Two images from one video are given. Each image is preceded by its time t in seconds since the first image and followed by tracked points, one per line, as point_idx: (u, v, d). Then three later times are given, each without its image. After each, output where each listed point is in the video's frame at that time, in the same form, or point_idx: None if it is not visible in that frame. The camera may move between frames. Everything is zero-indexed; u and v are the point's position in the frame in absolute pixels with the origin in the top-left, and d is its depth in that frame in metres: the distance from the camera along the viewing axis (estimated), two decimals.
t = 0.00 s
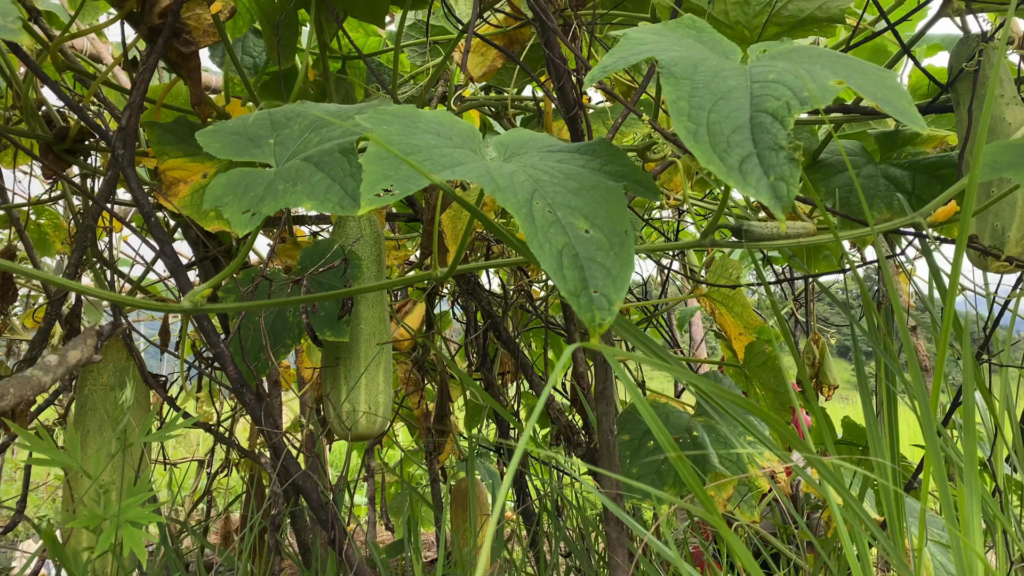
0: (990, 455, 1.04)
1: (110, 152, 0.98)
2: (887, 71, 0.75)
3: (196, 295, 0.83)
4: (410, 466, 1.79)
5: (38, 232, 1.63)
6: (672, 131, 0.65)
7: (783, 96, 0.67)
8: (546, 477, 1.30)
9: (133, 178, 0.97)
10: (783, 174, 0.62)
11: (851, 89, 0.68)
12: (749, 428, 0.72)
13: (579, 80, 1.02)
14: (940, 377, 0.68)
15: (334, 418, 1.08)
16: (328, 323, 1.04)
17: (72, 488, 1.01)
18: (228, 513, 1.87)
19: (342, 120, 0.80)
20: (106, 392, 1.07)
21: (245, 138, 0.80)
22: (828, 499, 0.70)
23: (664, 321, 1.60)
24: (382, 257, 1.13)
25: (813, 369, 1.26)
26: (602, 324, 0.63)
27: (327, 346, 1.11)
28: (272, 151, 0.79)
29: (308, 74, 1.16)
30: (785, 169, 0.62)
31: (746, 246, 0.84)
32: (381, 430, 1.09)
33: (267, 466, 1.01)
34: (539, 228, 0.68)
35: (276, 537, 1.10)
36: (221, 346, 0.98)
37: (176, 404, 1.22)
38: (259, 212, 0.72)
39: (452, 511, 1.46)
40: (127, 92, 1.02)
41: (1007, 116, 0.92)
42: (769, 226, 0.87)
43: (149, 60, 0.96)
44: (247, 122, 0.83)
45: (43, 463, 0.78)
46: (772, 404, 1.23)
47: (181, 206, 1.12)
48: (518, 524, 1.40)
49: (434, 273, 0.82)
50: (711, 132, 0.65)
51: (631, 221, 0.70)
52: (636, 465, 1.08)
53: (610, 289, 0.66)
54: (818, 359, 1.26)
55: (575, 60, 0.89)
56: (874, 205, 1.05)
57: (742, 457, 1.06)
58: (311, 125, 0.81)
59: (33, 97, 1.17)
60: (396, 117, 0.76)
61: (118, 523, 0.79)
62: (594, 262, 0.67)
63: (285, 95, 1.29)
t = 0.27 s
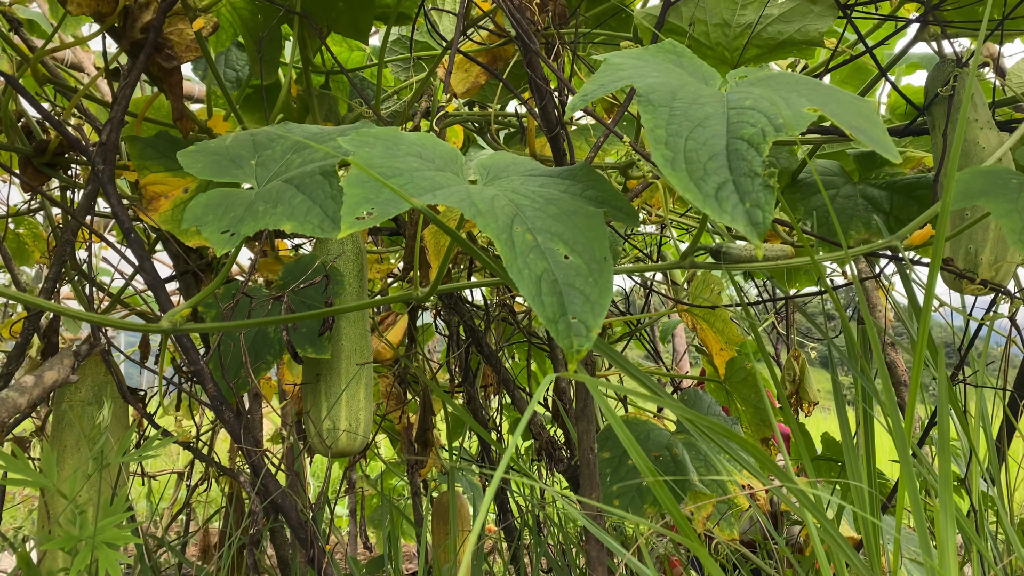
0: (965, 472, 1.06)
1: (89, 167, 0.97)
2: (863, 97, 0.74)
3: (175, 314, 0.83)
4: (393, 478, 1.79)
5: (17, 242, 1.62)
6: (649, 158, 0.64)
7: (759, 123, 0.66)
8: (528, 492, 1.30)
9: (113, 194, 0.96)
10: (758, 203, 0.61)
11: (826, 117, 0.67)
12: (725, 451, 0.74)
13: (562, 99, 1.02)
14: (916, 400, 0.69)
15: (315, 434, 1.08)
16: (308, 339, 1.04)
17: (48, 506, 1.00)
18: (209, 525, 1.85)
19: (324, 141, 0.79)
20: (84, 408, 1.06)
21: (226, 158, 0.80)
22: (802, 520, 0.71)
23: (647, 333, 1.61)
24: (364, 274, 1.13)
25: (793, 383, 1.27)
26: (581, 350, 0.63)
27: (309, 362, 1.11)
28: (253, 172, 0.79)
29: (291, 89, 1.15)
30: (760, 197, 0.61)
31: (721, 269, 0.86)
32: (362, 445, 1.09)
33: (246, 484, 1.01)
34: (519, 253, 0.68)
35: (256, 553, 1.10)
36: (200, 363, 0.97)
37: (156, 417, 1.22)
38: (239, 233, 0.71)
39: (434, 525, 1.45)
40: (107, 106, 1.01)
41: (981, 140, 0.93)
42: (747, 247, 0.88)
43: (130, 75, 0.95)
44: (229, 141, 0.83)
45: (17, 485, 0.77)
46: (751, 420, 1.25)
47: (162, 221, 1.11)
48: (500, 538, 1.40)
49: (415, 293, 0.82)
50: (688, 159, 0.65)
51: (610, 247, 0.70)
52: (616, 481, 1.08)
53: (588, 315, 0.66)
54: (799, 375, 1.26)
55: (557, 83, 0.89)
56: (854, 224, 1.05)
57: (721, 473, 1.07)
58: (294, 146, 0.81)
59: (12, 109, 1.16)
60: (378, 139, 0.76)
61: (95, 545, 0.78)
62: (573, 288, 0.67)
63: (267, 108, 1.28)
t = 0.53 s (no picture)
0: (940, 491, 1.07)
1: (67, 183, 0.95)
2: (836, 124, 0.75)
3: (152, 333, 0.82)
4: (374, 490, 1.78)
5: None
6: (625, 185, 0.65)
7: (733, 151, 0.67)
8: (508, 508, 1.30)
9: (92, 211, 0.94)
10: (732, 229, 0.61)
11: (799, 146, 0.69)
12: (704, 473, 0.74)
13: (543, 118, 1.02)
14: (888, 423, 0.71)
15: (294, 452, 1.08)
16: (287, 356, 1.04)
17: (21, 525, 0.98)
18: (187, 540, 1.83)
19: (303, 161, 0.79)
20: (59, 425, 1.06)
21: (204, 178, 0.80)
22: (778, 541, 0.72)
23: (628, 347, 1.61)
24: (344, 289, 1.13)
25: (772, 399, 1.28)
26: (558, 375, 0.63)
27: (288, 379, 1.10)
28: (232, 192, 0.78)
29: (272, 104, 1.15)
30: (734, 224, 0.61)
31: (698, 291, 0.87)
32: (342, 461, 1.10)
33: (223, 503, 1.00)
34: (496, 279, 0.68)
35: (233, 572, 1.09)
36: (178, 380, 0.96)
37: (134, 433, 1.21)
38: (216, 256, 0.71)
39: (414, 539, 1.45)
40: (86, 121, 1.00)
41: (954, 164, 0.94)
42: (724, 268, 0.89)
43: (109, 91, 0.95)
44: (208, 160, 0.82)
45: None
46: (730, 436, 1.25)
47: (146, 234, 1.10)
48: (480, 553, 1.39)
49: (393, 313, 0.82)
50: (664, 186, 0.65)
51: (588, 271, 0.70)
52: (596, 499, 1.08)
53: (566, 340, 0.66)
54: (778, 392, 1.27)
55: (539, 103, 0.89)
56: (832, 244, 1.06)
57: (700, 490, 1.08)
58: (273, 165, 0.80)
59: None
60: (357, 162, 0.76)
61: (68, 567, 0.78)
62: (550, 313, 0.67)
63: (248, 123, 1.27)
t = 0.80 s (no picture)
0: (917, 504, 1.08)
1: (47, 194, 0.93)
2: (814, 143, 0.76)
3: (132, 348, 0.82)
4: (355, 502, 1.77)
5: None
6: (609, 204, 0.65)
7: (715, 172, 0.68)
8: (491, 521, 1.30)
9: (72, 222, 0.93)
10: (714, 249, 0.62)
11: (780, 165, 0.69)
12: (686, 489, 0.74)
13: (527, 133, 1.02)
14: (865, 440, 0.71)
15: (275, 465, 1.07)
16: (269, 370, 1.04)
17: None
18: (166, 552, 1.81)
19: (286, 176, 0.79)
20: (38, 438, 1.04)
21: (186, 193, 0.79)
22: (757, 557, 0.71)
23: (612, 359, 1.62)
24: (328, 302, 1.13)
25: (752, 413, 1.28)
26: (540, 392, 0.63)
27: (270, 392, 1.10)
28: (214, 207, 0.78)
29: (256, 116, 1.14)
30: (716, 244, 0.62)
31: (679, 307, 0.88)
32: (323, 476, 1.08)
33: (202, 518, 0.99)
34: (478, 296, 0.68)
35: None
36: (158, 394, 0.95)
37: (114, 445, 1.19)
38: (198, 272, 0.70)
39: (396, 552, 1.44)
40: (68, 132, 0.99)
41: (932, 182, 0.95)
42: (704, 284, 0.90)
43: (92, 102, 0.94)
44: (190, 175, 0.82)
45: None
46: (712, 448, 1.26)
47: (125, 248, 1.09)
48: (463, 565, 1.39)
49: (376, 329, 0.82)
50: (647, 206, 0.66)
51: (569, 289, 0.70)
52: (578, 513, 1.09)
53: (547, 357, 0.66)
54: (759, 405, 1.28)
55: (523, 119, 0.89)
56: (811, 260, 1.07)
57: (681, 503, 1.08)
58: (255, 180, 0.80)
59: None
60: (340, 178, 0.75)
61: None
62: (531, 330, 0.67)
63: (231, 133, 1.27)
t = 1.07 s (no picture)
0: (898, 514, 1.08)
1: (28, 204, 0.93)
2: (795, 156, 0.76)
3: (111, 358, 0.81)
4: (341, 511, 1.76)
5: None
6: (591, 220, 0.65)
7: (695, 187, 0.67)
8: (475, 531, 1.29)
9: (53, 230, 0.92)
10: (695, 265, 0.61)
11: (760, 180, 0.68)
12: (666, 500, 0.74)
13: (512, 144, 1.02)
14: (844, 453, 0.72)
15: (257, 477, 1.06)
16: (251, 379, 1.03)
17: None
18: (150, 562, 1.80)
19: (268, 187, 0.79)
20: (16, 448, 1.02)
21: (168, 203, 0.79)
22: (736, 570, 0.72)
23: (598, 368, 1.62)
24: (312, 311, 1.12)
25: (736, 423, 1.29)
26: (519, 406, 0.63)
27: (252, 401, 1.09)
28: (195, 218, 0.77)
29: (240, 125, 1.14)
30: (697, 260, 0.62)
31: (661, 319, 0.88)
32: (306, 486, 1.08)
33: (183, 529, 0.98)
34: (459, 307, 0.67)
35: None
36: (138, 404, 0.95)
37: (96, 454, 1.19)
38: (178, 284, 0.70)
39: (380, 562, 1.44)
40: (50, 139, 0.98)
41: (912, 196, 0.96)
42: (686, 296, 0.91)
43: (75, 111, 0.94)
44: (171, 185, 0.82)
45: None
46: (696, 458, 1.26)
47: (105, 257, 1.08)
48: None
49: (358, 340, 0.81)
50: (629, 221, 0.66)
51: (550, 301, 0.70)
52: (561, 523, 1.09)
53: (527, 369, 0.65)
54: (743, 414, 1.29)
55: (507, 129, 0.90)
56: (793, 271, 1.08)
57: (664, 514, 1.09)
58: (237, 191, 0.80)
59: None
60: (322, 189, 0.75)
61: None
62: (512, 342, 0.66)
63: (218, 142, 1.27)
